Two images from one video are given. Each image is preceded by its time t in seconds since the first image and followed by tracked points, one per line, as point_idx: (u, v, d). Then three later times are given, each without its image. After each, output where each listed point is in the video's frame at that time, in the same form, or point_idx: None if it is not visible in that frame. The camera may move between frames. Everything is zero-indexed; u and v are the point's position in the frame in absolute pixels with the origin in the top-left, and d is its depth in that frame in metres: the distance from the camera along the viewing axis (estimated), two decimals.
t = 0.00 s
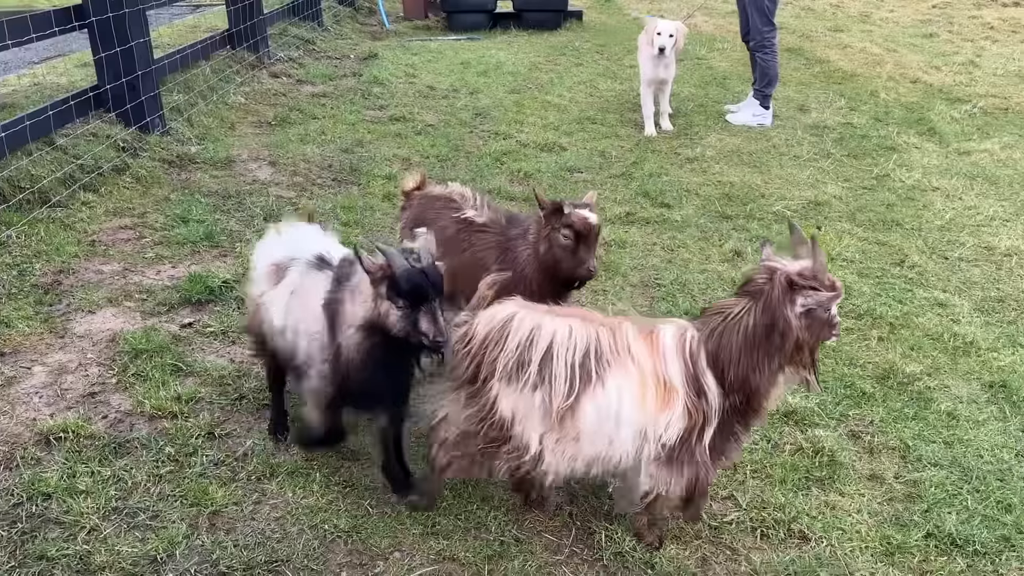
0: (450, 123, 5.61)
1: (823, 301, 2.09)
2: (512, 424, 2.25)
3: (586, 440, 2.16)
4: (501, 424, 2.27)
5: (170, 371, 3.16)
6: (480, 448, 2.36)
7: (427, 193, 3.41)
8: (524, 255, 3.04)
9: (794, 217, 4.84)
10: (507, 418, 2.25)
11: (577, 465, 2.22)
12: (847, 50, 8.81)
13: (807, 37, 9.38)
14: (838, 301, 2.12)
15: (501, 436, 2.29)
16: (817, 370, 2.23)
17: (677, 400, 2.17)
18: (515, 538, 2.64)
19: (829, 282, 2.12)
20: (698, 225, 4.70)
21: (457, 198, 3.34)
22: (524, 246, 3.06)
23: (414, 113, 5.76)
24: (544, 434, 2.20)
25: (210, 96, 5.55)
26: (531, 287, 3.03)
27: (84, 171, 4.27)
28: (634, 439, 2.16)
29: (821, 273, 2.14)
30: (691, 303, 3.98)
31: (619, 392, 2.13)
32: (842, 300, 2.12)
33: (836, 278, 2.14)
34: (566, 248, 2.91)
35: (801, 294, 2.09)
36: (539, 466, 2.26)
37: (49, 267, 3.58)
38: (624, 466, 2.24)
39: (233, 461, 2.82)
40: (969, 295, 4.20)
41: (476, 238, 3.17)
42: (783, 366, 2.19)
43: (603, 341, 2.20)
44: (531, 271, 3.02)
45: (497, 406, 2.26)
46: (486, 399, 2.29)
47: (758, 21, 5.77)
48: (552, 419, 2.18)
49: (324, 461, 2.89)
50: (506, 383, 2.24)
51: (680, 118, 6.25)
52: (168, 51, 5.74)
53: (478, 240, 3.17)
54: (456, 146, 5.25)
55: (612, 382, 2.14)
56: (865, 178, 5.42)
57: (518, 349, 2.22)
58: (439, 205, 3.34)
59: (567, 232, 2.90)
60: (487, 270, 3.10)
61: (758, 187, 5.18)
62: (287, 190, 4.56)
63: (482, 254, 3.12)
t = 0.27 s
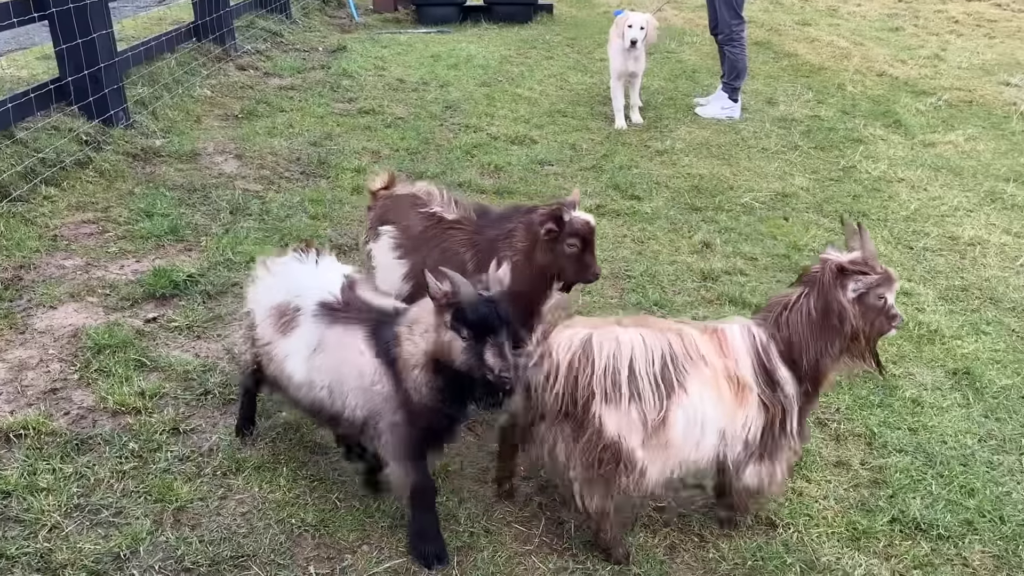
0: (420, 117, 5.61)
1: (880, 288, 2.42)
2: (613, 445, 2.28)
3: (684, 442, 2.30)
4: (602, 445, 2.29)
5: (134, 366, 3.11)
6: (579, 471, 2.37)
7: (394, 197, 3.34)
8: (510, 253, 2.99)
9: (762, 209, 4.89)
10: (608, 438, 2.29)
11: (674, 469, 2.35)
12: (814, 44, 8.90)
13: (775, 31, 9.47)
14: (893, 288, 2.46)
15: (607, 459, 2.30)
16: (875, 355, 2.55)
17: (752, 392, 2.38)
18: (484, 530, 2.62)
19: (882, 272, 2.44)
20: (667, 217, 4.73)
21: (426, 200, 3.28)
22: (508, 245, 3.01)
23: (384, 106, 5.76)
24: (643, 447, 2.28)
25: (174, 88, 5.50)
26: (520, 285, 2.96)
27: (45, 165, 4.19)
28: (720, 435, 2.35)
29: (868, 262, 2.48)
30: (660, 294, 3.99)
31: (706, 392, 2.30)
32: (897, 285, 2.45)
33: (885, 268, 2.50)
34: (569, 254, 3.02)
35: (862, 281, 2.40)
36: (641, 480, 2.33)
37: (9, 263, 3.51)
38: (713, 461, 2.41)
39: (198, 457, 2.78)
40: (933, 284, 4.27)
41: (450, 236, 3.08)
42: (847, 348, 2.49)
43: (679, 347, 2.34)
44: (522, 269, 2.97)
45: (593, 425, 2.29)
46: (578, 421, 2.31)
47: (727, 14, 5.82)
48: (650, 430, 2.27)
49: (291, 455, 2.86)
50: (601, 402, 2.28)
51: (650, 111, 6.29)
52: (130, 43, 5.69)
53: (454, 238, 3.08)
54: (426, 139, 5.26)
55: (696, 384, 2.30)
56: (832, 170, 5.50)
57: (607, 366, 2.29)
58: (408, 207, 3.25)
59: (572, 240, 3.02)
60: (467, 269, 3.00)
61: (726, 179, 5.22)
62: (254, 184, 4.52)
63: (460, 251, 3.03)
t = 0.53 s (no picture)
0: (389, 109, 5.64)
1: (905, 298, 2.23)
2: (625, 438, 2.22)
3: (701, 445, 2.22)
4: (615, 438, 2.23)
5: (94, 363, 3.03)
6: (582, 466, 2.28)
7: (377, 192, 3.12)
8: (501, 261, 2.88)
9: (730, 201, 4.94)
10: (620, 431, 2.22)
11: (688, 471, 2.26)
12: (783, 37, 9.01)
13: (744, 25, 9.52)
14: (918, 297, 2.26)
15: (616, 452, 2.24)
16: (900, 367, 2.35)
17: (782, 402, 2.27)
18: (450, 523, 2.56)
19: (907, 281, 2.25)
20: (636, 209, 4.76)
21: (412, 197, 3.09)
22: (499, 251, 2.90)
23: (353, 99, 5.74)
24: (655, 443, 2.21)
25: (137, 80, 5.47)
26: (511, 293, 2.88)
27: (3, 159, 4.10)
28: (743, 442, 2.25)
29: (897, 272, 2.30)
30: (628, 287, 4.00)
31: (733, 397, 2.21)
32: (921, 294, 2.25)
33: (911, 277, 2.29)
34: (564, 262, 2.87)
35: (886, 290, 2.22)
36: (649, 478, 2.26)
37: None
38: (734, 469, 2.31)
39: (159, 454, 2.71)
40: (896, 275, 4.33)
41: (437, 238, 2.94)
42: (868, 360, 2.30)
43: (711, 348, 2.26)
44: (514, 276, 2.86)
45: (610, 420, 2.22)
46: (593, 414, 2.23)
47: (695, 8, 5.85)
48: (664, 428, 2.21)
49: (255, 452, 2.77)
50: (620, 395, 2.22)
51: (619, 104, 6.32)
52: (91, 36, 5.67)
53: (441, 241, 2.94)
54: (395, 132, 5.29)
55: (723, 387, 2.22)
56: (798, 162, 5.56)
57: (635, 360, 2.23)
58: (393, 203, 3.06)
59: (567, 247, 2.86)
60: (454, 274, 2.89)
61: (695, 172, 5.26)
62: (218, 177, 4.49)
63: (448, 255, 2.91)
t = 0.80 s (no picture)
0: (360, 99, 5.87)
1: (926, 299, 2.19)
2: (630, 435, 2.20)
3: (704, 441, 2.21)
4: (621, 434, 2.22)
5: (53, 357, 2.85)
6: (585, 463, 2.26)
7: (344, 207, 2.71)
8: (509, 261, 2.58)
9: (699, 191, 5.01)
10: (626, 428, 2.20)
11: (692, 467, 2.25)
12: (753, 29, 9.49)
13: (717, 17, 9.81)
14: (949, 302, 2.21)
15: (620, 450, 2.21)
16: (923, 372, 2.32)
17: (782, 399, 2.29)
18: (417, 514, 2.37)
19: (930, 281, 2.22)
20: (607, 200, 4.79)
21: (386, 207, 2.70)
22: (505, 252, 2.59)
23: (321, 88, 5.97)
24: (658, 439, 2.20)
25: (100, 70, 5.45)
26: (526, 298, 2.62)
27: None
28: (742, 437, 2.27)
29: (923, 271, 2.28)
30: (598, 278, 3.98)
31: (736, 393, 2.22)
32: (954, 299, 2.20)
33: (942, 277, 2.25)
34: (573, 252, 2.60)
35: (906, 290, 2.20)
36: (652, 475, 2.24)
37: None
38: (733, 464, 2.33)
39: (120, 448, 2.50)
40: (862, 263, 4.37)
41: (432, 250, 2.55)
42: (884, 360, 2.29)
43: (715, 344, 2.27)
44: (524, 279, 2.60)
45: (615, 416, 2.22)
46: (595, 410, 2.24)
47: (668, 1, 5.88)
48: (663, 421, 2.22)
49: (217, 445, 2.55)
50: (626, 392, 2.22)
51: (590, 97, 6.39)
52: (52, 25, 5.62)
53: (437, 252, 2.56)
54: (365, 122, 5.45)
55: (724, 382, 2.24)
56: (767, 153, 5.69)
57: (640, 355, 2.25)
58: (369, 216, 2.65)
59: (577, 244, 2.60)
60: (459, 285, 2.52)
61: (665, 162, 5.33)
62: (184, 168, 4.47)
63: (449, 266, 2.53)
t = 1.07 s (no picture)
0: (335, 91, 5.95)
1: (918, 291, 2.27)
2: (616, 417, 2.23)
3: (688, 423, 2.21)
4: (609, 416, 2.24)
5: (19, 353, 2.69)
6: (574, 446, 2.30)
7: (330, 209, 2.54)
8: (498, 270, 2.47)
9: (675, 183, 5.12)
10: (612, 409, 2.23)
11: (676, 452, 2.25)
12: (730, 21, 9.68)
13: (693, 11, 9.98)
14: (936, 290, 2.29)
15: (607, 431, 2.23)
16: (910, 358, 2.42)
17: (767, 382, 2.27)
18: (391, 508, 2.19)
19: (917, 271, 2.30)
20: (583, 193, 4.83)
21: (373, 208, 2.55)
22: (494, 262, 2.48)
23: (294, 81, 6.03)
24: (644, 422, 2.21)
25: (69, 62, 5.37)
26: (517, 308, 2.50)
27: None
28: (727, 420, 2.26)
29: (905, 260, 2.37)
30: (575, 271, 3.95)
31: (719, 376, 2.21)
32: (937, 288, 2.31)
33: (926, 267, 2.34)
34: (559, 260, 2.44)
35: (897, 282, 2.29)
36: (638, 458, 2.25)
37: None
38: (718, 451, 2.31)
39: (88, 445, 2.30)
40: (836, 254, 4.42)
41: (424, 261, 2.45)
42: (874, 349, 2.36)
43: (703, 328, 2.26)
44: (513, 289, 2.47)
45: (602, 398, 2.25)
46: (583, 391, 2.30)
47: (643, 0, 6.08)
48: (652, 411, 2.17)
49: (188, 440, 2.34)
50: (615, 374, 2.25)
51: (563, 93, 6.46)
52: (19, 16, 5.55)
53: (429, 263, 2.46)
54: (339, 115, 5.54)
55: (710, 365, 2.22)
56: (742, 145, 5.84)
57: (629, 337, 2.25)
58: (358, 221, 2.52)
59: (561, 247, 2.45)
60: (453, 299, 2.44)
61: (643, 154, 5.50)
62: (154, 160, 4.45)
63: (441, 279, 2.44)
